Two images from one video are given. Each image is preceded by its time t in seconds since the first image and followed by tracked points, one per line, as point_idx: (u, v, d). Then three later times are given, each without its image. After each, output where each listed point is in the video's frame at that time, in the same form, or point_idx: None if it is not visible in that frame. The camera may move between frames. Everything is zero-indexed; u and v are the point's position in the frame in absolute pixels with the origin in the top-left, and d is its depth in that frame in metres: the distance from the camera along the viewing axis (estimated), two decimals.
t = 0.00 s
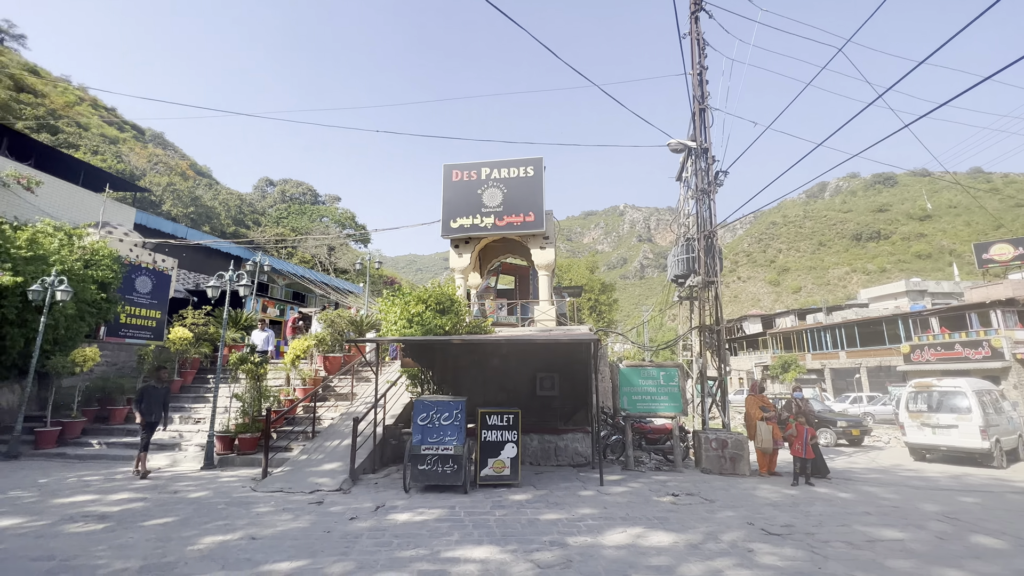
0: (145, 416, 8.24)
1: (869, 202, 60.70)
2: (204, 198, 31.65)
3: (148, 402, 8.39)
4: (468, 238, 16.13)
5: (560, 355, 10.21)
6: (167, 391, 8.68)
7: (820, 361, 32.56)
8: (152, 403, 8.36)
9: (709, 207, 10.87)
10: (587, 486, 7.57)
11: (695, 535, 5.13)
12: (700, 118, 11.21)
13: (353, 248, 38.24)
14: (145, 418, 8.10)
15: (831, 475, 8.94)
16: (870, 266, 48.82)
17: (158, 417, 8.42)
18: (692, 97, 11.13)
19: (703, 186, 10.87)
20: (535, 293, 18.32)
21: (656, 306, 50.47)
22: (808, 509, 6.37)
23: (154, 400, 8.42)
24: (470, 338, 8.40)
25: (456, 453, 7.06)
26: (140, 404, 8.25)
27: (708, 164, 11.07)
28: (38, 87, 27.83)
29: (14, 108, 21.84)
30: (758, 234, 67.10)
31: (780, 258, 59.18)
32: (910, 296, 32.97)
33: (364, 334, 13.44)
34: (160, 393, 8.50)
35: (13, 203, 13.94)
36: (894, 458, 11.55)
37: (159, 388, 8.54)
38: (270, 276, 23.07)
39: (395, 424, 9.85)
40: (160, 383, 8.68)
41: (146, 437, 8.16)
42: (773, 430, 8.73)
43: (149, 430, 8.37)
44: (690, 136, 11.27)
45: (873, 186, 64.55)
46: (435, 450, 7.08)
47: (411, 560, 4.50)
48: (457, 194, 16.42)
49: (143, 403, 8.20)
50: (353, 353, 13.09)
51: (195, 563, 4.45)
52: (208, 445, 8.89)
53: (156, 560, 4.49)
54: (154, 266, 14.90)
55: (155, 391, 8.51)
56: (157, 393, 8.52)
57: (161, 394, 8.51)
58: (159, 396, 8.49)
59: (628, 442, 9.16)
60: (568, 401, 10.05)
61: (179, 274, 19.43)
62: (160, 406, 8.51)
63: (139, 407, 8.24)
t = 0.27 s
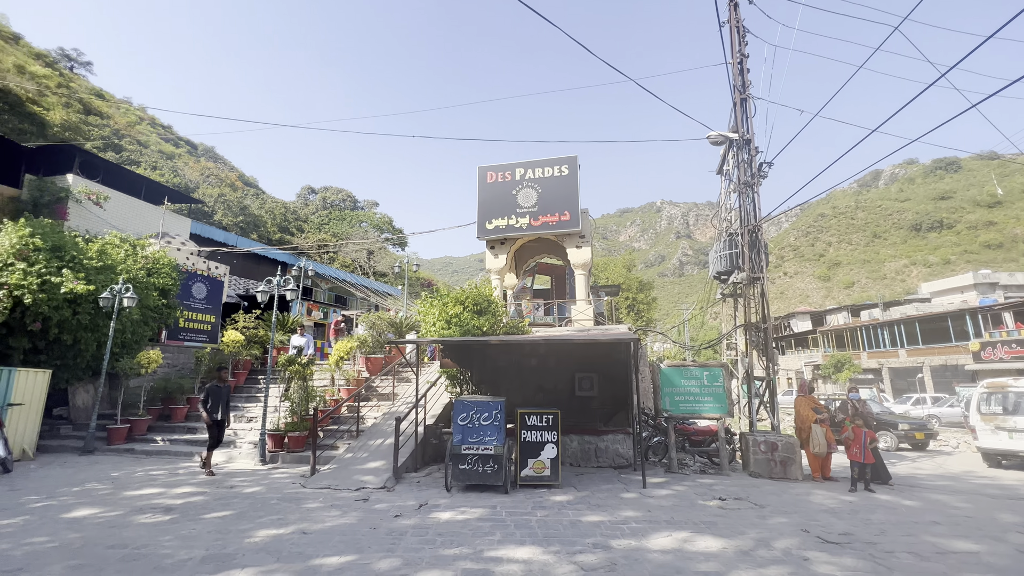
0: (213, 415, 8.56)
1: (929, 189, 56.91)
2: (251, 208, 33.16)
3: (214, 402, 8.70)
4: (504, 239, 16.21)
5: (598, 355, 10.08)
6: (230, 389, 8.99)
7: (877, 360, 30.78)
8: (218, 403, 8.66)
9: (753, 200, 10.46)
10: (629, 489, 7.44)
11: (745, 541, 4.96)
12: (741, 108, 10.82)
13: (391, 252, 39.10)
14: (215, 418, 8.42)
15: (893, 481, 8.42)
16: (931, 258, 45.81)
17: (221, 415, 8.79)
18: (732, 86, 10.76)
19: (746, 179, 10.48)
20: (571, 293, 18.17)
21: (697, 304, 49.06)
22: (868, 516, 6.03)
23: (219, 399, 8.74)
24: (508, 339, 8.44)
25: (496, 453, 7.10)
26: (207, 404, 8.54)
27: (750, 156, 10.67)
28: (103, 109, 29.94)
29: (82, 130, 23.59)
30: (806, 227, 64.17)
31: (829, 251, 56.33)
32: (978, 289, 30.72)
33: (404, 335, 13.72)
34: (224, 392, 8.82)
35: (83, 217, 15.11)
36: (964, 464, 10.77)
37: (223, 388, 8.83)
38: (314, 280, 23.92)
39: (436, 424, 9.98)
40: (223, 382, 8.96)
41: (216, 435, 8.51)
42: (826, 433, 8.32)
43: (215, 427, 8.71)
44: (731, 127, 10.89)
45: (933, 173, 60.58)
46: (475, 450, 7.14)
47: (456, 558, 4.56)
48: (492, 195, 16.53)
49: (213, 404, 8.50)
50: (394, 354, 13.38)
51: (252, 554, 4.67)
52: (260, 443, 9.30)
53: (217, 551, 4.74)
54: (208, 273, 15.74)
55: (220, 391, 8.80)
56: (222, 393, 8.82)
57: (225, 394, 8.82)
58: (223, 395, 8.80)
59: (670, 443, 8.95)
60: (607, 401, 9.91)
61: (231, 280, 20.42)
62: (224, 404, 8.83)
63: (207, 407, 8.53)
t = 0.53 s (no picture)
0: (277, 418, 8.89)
1: (1006, 173, 52.34)
2: (300, 218, 34.64)
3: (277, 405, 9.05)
4: (543, 240, 16.17)
5: (643, 356, 9.85)
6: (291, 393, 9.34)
7: (949, 359, 28.57)
8: (280, 406, 8.99)
9: (806, 191, 9.94)
10: (679, 493, 7.23)
11: (807, 551, 4.70)
12: (790, 95, 10.33)
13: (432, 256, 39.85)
14: (280, 419, 8.75)
15: (973, 491, 7.77)
16: (1010, 248, 42.13)
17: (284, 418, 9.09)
18: (780, 73, 10.29)
19: (798, 169, 9.98)
20: (613, 293, 17.87)
21: (745, 302, 47.18)
22: (945, 528, 5.58)
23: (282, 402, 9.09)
24: (550, 340, 8.40)
25: (541, 456, 7.07)
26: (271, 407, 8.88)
27: (802, 145, 10.16)
28: (166, 131, 32.20)
29: (149, 152, 25.45)
30: (864, 218, 60.51)
31: (892, 243, 52.81)
32: None
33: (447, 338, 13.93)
34: (286, 395, 9.16)
35: (151, 233, 16.24)
36: None
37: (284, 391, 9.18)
38: (360, 285, 24.70)
39: (480, 426, 10.04)
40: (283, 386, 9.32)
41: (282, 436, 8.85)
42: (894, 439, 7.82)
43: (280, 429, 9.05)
44: (780, 116, 10.41)
45: (1009, 155, 55.74)
46: (520, 452, 7.14)
47: (503, 559, 4.57)
48: (531, 197, 16.53)
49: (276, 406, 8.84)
50: (438, 357, 13.60)
51: (309, 550, 4.85)
52: (313, 443, 9.66)
53: (276, 546, 4.96)
54: (262, 281, 16.55)
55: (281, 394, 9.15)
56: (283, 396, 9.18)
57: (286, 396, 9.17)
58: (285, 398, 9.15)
59: (722, 447, 8.62)
60: (653, 403, 9.66)
61: (283, 287, 21.39)
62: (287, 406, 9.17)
63: (271, 410, 8.87)
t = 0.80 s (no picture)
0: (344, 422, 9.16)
1: None
2: (349, 229, 36.00)
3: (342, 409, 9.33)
4: (586, 242, 16.00)
5: (694, 359, 9.52)
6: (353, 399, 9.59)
7: None
8: (345, 410, 9.26)
9: (871, 180, 9.29)
10: (738, 502, 6.91)
11: (885, 567, 4.37)
12: (848, 79, 9.72)
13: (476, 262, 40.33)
14: (347, 422, 9.02)
15: None
16: None
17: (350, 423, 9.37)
18: (836, 57, 9.71)
19: (861, 156, 9.35)
20: (660, 294, 17.42)
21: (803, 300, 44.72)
22: None
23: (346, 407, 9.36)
24: (596, 343, 8.27)
25: (591, 461, 6.95)
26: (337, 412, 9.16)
27: (864, 130, 9.52)
28: (227, 153, 34.43)
29: (212, 173, 27.28)
30: (936, 207, 56.04)
31: (969, 232, 48.58)
32: None
33: (492, 342, 14.03)
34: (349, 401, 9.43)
35: (216, 248, 17.38)
36: None
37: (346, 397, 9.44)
38: (406, 292, 25.34)
39: (527, 430, 10.02)
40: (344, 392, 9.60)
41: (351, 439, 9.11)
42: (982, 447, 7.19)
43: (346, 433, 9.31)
44: (838, 102, 9.80)
45: None
46: (569, 456, 7.04)
47: (556, 566, 4.51)
48: (573, 199, 16.41)
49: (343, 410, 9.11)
50: (483, 361, 13.72)
51: (366, 550, 4.99)
52: (366, 446, 9.95)
53: (335, 545, 5.13)
54: (316, 290, 17.29)
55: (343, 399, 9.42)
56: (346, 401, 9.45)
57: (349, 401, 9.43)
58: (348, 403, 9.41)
59: (783, 454, 8.16)
60: (707, 408, 9.30)
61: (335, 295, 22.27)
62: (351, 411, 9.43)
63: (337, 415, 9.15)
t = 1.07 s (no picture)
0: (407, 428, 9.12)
1: None
2: (397, 240, 37.10)
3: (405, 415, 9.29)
4: (634, 244, 15.67)
5: (753, 363, 9.06)
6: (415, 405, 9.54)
7: None
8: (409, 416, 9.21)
9: (949, 165, 8.55)
10: (808, 515, 6.48)
11: None
12: (918, 58, 9.03)
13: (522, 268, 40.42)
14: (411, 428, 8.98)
15: None
16: None
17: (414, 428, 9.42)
18: (903, 35, 9.05)
19: (936, 140, 8.63)
20: (714, 295, 16.76)
21: (872, 297, 41.72)
22: None
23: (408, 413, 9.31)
24: (648, 348, 8.04)
25: (646, 469, 6.74)
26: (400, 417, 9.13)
27: (938, 112, 8.79)
28: (284, 172, 36.47)
29: (272, 192, 28.97)
30: None
31: None
32: None
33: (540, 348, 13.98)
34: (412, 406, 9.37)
35: (277, 262, 18.42)
36: None
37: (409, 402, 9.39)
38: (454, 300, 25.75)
39: (579, 436, 9.88)
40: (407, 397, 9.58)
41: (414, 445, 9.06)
42: None
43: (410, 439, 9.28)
44: (907, 83, 9.12)
45: None
46: (623, 464, 6.87)
47: None
48: (618, 201, 16.15)
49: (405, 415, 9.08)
50: (532, 367, 13.68)
51: (423, 555, 5.07)
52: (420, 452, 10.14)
53: (394, 549, 5.24)
54: (368, 300, 17.90)
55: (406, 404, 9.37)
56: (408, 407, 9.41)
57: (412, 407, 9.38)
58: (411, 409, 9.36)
59: (858, 464, 7.59)
60: (770, 414, 8.82)
61: (386, 305, 22.97)
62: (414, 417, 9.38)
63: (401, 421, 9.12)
